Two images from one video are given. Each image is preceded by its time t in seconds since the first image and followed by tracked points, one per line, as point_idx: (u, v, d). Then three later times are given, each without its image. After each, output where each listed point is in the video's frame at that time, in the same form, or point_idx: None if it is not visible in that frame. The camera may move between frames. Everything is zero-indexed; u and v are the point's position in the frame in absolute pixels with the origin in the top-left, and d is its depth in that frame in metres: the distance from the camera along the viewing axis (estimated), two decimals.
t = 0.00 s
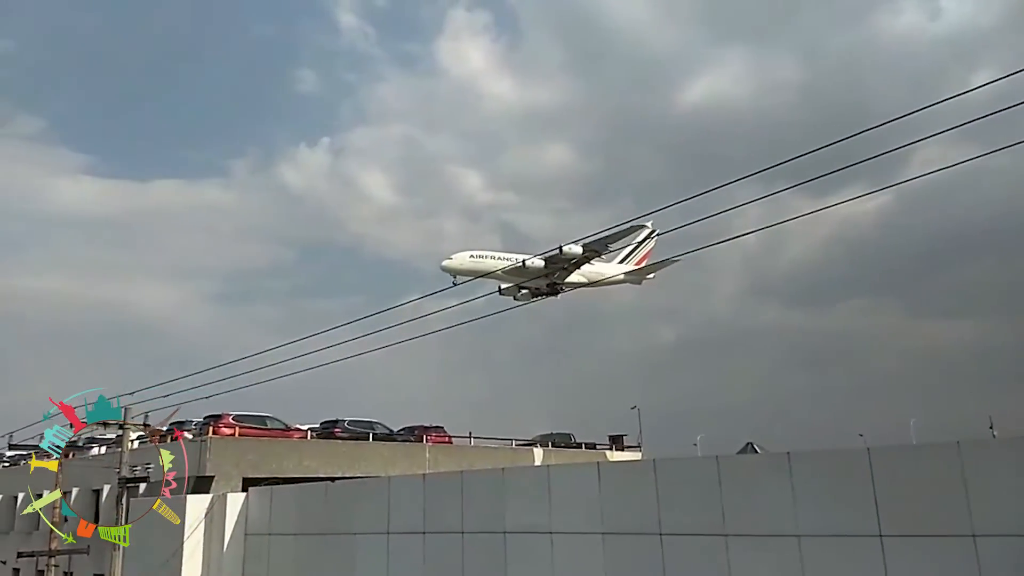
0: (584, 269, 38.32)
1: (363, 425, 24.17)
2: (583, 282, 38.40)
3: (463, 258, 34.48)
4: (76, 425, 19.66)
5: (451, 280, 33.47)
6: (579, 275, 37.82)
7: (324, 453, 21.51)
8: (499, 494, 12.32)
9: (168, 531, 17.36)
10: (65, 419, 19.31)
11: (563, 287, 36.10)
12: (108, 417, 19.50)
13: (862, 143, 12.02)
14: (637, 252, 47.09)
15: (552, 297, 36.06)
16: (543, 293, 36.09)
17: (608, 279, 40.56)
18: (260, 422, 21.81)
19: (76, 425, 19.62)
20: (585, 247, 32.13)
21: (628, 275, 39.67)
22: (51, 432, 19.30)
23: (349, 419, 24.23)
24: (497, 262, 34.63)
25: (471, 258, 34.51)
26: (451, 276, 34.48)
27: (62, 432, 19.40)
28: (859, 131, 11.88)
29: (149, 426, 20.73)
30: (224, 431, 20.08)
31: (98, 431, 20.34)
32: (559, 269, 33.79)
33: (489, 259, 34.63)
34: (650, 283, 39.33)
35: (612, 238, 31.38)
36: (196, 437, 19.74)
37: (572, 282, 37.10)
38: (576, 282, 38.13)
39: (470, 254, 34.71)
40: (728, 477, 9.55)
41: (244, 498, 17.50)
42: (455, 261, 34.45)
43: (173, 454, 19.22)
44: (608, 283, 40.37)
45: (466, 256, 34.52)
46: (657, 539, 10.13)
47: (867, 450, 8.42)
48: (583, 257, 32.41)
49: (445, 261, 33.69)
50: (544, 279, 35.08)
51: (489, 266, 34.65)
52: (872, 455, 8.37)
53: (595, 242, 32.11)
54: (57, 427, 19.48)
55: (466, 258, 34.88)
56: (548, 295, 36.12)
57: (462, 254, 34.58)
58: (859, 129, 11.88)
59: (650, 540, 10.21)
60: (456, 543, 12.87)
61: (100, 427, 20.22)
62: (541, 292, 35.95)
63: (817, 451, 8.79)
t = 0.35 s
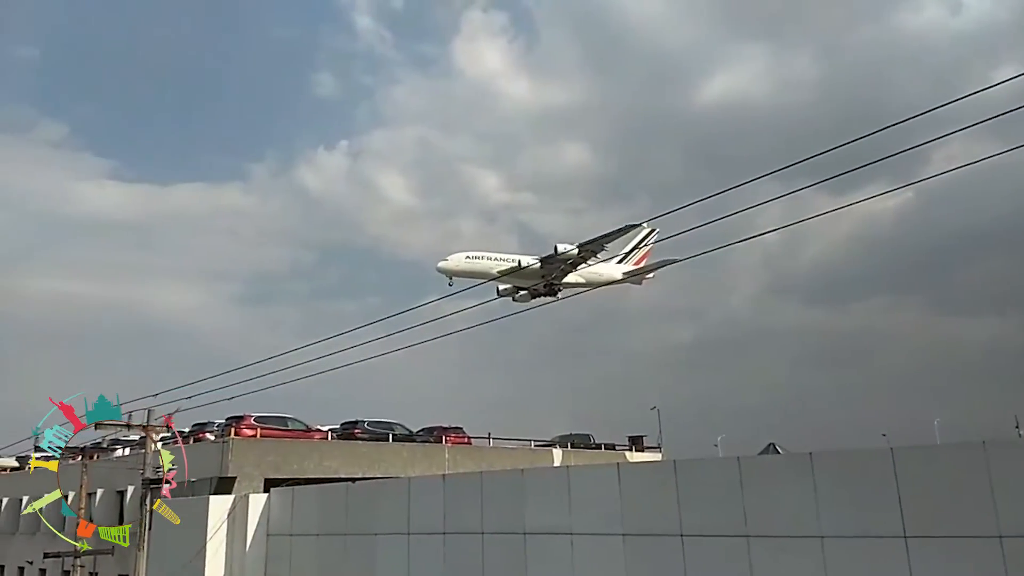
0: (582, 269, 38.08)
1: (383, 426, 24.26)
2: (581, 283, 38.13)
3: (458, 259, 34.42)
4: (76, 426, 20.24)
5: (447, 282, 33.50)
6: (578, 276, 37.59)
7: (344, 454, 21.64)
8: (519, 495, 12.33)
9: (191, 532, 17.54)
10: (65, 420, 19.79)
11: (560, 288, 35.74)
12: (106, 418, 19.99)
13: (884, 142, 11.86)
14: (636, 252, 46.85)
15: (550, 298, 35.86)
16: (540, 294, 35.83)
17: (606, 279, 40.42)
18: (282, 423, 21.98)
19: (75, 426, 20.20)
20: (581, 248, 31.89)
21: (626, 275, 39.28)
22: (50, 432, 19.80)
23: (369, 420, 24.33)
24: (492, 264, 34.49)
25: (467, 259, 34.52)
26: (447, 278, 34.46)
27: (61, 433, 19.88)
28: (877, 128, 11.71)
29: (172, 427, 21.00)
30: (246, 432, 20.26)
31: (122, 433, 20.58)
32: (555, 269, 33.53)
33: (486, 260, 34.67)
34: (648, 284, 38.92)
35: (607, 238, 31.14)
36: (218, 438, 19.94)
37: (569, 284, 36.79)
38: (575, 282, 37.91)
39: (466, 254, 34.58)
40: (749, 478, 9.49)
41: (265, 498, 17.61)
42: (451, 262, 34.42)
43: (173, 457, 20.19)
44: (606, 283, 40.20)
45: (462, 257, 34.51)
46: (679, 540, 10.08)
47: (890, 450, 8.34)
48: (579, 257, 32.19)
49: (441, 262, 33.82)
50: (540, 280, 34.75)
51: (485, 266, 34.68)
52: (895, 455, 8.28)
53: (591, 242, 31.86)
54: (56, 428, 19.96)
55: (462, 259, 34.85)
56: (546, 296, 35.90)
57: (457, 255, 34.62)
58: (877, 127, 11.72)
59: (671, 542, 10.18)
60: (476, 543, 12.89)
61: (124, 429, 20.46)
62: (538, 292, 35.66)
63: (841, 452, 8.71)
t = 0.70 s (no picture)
0: (579, 267, 37.94)
1: (405, 424, 24.36)
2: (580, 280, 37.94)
3: (455, 257, 34.63)
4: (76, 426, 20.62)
5: (443, 281, 33.70)
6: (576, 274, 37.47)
7: (367, 452, 21.78)
8: (541, 493, 12.34)
9: (218, 529, 17.74)
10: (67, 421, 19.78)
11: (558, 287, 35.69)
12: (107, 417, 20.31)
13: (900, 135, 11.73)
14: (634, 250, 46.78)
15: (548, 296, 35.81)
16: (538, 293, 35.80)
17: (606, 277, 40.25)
18: (305, 421, 22.18)
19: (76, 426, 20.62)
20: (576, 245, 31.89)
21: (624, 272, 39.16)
22: (53, 432, 20.20)
23: (391, 419, 24.44)
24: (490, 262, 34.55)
25: (463, 258, 34.74)
26: (443, 277, 34.60)
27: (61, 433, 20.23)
28: (897, 121, 11.55)
29: (197, 427, 21.22)
30: (271, 431, 20.45)
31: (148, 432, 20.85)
32: (552, 267, 33.52)
33: (482, 258, 34.83)
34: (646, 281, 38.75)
35: (602, 235, 31.06)
36: (244, 437, 20.15)
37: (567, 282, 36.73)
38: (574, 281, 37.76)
39: (462, 253, 34.85)
40: (774, 476, 9.42)
41: (290, 497, 17.76)
42: (447, 261, 34.61)
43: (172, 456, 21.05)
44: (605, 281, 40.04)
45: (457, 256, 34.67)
46: (703, 538, 10.03)
47: (917, 446, 8.24)
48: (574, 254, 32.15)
49: (436, 262, 34.01)
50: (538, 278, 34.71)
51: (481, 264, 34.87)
52: (923, 450, 8.17)
53: (586, 240, 31.85)
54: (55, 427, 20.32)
55: (458, 258, 35.09)
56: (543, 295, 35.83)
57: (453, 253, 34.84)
58: (896, 120, 11.57)
59: (695, 540, 10.12)
60: (499, 541, 12.91)
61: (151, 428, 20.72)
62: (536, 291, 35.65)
63: (867, 449, 8.62)
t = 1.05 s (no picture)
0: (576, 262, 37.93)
1: (424, 419, 24.43)
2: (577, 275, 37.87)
3: (450, 255, 34.30)
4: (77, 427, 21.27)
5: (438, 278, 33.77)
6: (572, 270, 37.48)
7: (387, 447, 21.91)
8: (561, 488, 12.34)
9: (241, 525, 17.93)
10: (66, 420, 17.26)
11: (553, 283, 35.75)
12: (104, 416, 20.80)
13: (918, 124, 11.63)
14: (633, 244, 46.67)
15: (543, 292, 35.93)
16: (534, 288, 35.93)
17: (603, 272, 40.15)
18: (326, 417, 22.35)
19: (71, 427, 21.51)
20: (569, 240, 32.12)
21: (621, 267, 39.12)
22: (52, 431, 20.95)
23: (411, 414, 24.54)
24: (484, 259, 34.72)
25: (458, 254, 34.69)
26: (438, 273, 34.50)
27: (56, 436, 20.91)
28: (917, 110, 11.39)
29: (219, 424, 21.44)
30: (292, 428, 20.61)
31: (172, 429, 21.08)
32: (547, 263, 33.67)
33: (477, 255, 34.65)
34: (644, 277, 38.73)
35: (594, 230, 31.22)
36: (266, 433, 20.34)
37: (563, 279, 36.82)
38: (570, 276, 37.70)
39: (457, 250, 34.42)
40: (796, 471, 9.36)
41: (312, 493, 17.90)
42: (441, 258, 34.40)
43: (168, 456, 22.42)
44: (602, 276, 39.94)
45: (452, 253, 34.34)
46: (724, 533, 10.00)
47: (942, 441, 8.14)
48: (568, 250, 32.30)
49: (430, 258, 34.02)
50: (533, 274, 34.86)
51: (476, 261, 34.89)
52: (947, 445, 8.08)
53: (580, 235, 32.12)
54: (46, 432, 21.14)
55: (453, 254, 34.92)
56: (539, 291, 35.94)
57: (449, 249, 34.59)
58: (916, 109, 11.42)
59: (716, 536, 10.09)
60: (519, 536, 12.95)
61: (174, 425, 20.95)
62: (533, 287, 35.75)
63: (890, 445, 8.54)
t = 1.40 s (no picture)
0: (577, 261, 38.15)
1: (449, 419, 24.48)
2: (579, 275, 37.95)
3: (449, 255, 34.35)
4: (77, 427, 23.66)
5: (438, 279, 33.92)
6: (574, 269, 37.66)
7: (413, 446, 22.02)
8: (586, 488, 12.32)
9: (270, 524, 18.13)
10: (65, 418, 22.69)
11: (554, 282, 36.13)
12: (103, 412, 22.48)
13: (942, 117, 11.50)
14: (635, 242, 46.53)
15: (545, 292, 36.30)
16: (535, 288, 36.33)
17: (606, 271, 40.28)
18: (352, 417, 22.53)
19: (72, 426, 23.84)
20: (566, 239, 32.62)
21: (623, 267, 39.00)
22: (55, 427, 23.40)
23: (436, 414, 24.63)
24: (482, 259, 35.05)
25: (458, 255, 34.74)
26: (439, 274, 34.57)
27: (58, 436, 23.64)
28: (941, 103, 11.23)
29: (247, 424, 21.70)
30: (319, 427, 20.79)
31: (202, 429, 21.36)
32: (546, 263, 34.03)
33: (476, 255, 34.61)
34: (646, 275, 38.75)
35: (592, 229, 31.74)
36: (293, 433, 20.55)
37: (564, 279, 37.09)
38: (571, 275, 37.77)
39: (456, 251, 34.46)
40: (826, 470, 9.26)
41: (339, 491, 18.05)
42: (441, 259, 34.49)
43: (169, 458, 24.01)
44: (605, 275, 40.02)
45: (452, 254, 34.42)
46: (753, 533, 9.92)
47: (975, 438, 8.00)
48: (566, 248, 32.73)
49: (430, 259, 34.16)
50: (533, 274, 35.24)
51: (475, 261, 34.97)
52: (980, 443, 7.94)
53: (578, 233, 32.76)
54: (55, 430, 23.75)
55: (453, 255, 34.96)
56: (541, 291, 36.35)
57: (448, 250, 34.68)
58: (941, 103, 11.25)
59: (745, 536, 10.01)
60: (545, 536, 12.95)
61: (204, 426, 21.24)
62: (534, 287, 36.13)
63: (921, 442, 8.42)
